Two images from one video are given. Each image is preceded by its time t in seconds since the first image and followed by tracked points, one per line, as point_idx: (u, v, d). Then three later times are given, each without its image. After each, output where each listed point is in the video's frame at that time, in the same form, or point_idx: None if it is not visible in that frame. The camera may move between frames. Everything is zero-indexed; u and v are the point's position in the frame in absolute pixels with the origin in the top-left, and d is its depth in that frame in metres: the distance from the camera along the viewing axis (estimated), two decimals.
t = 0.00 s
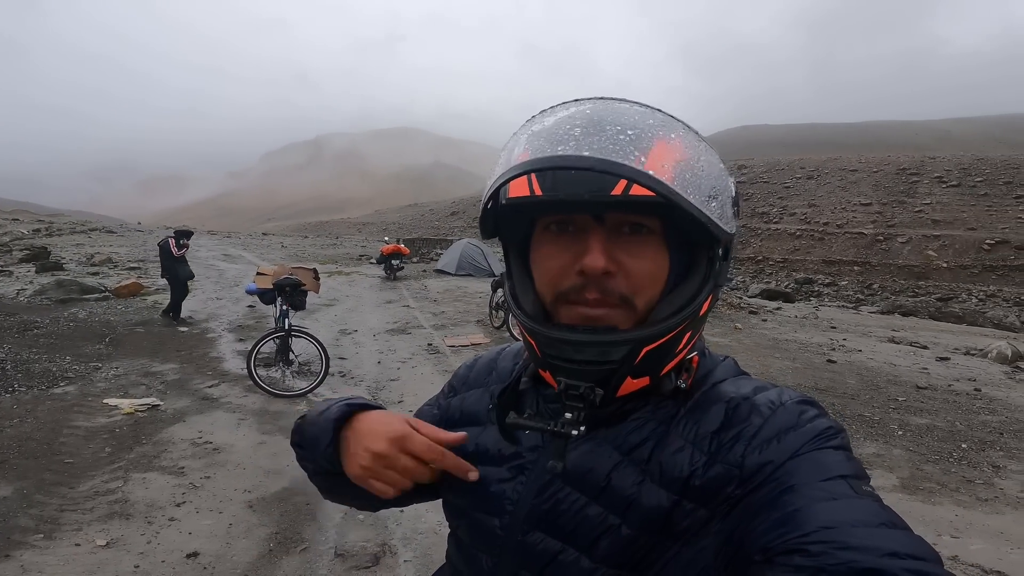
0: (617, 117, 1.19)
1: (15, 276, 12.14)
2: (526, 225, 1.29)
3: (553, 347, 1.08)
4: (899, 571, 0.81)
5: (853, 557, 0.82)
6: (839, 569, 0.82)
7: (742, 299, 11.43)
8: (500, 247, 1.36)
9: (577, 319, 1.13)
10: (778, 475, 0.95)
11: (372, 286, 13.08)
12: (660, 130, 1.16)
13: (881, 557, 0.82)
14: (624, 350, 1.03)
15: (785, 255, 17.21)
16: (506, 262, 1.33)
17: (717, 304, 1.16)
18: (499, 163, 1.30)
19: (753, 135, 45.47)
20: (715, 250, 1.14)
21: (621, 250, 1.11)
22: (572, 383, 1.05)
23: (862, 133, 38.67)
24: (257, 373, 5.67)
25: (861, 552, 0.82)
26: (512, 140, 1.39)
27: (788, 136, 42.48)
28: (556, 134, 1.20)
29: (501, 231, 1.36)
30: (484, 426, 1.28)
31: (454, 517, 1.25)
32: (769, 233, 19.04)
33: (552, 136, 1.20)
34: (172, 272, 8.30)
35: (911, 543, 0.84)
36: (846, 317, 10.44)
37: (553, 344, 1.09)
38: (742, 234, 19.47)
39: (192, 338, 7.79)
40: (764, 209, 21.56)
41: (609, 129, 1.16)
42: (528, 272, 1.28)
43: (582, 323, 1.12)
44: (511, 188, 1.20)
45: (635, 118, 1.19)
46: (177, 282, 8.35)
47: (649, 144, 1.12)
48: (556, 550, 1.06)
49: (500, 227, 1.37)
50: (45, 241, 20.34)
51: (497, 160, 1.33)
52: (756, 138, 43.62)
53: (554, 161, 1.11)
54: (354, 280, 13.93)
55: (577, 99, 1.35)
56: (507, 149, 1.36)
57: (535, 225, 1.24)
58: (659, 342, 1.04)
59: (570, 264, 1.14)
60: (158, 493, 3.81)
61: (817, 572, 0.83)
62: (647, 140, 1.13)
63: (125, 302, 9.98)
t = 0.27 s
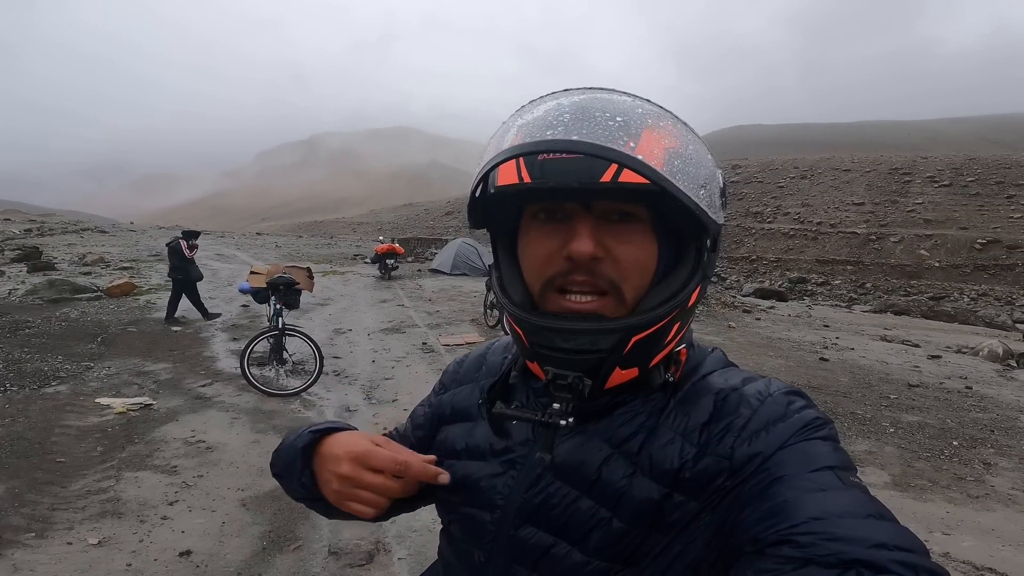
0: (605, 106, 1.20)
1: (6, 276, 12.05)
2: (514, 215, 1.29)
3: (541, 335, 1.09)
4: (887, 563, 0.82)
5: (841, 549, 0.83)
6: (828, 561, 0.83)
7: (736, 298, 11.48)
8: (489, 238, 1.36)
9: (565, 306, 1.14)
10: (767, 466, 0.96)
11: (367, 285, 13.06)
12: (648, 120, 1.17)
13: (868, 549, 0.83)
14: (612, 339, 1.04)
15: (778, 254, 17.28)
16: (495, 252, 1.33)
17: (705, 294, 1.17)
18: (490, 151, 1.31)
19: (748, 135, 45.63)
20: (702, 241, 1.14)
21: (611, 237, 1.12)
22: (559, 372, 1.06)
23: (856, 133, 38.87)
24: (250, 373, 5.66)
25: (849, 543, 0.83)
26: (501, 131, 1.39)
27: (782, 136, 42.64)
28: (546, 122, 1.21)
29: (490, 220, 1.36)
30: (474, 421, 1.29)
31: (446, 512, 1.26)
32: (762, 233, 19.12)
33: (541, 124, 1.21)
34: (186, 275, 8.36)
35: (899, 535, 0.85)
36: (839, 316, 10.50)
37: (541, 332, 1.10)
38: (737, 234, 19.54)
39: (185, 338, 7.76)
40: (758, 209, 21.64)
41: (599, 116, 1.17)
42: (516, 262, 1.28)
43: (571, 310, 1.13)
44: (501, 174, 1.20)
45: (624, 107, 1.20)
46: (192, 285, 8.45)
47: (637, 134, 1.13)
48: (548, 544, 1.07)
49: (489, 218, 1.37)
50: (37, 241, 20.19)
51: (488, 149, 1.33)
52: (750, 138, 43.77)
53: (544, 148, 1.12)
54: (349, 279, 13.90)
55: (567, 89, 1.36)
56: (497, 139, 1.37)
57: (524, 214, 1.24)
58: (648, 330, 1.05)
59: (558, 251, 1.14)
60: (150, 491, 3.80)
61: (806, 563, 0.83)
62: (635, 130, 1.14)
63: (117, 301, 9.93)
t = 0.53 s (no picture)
0: (629, 100, 1.22)
1: None
2: (522, 202, 1.29)
3: (544, 318, 1.09)
4: (894, 564, 0.83)
5: (846, 552, 0.84)
6: (833, 565, 0.83)
7: (732, 298, 11.51)
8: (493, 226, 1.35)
9: (569, 292, 1.13)
10: (769, 468, 0.97)
11: (363, 285, 13.04)
12: (670, 118, 1.20)
13: (875, 551, 0.84)
14: (614, 328, 1.04)
15: (774, 254, 17.33)
16: (497, 238, 1.32)
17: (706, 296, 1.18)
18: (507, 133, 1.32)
19: (742, 135, 45.75)
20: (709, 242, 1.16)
21: (620, 225, 1.12)
22: (558, 358, 1.06)
23: (850, 133, 39.03)
24: (246, 373, 5.65)
25: (855, 547, 0.84)
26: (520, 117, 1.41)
27: (777, 136, 42.77)
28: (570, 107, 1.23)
29: (495, 206, 1.36)
30: (473, 425, 1.29)
31: (448, 517, 1.25)
32: (758, 233, 19.18)
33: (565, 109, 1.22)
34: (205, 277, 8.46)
35: (904, 534, 0.86)
36: (834, 316, 10.55)
37: (543, 315, 1.09)
38: (732, 234, 19.59)
39: (180, 339, 7.72)
40: (754, 209, 21.70)
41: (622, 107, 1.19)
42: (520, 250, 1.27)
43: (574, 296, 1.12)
44: (516, 153, 1.21)
45: (648, 105, 1.23)
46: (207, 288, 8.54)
47: (660, 128, 1.16)
48: (550, 547, 1.06)
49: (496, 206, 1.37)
50: (29, 241, 20.05)
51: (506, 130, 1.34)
52: (745, 138, 43.89)
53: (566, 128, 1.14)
54: (345, 279, 13.87)
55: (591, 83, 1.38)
56: (517, 122, 1.38)
57: (533, 200, 1.24)
58: (652, 322, 1.05)
59: (566, 234, 1.14)
60: (146, 493, 3.78)
61: (812, 567, 0.84)
62: (657, 124, 1.16)
63: (111, 302, 9.87)
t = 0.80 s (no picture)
0: (633, 103, 1.20)
1: None
2: (527, 207, 1.27)
3: (551, 331, 1.08)
4: (909, 570, 0.81)
5: (861, 558, 0.83)
6: (848, 570, 0.82)
7: (728, 299, 11.54)
8: (498, 230, 1.34)
9: (576, 303, 1.13)
10: (780, 472, 0.95)
11: (359, 287, 13.02)
12: (676, 120, 1.18)
13: (891, 558, 0.82)
14: (624, 340, 1.03)
15: (770, 255, 17.39)
16: (502, 244, 1.31)
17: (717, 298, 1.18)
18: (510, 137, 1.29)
19: (738, 137, 45.92)
20: (719, 246, 1.14)
21: (628, 234, 1.12)
22: (566, 370, 1.06)
23: (845, 135, 39.21)
24: (243, 376, 5.63)
25: (870, 553, 0.83)
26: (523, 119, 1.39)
27: (772, 138, 42.94)
28: (574, 113, 1.21)
29: (499, 210, 1.35)
30: (481, 430, 1.28)
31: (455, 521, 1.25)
32: (754, 234, 19.24)
33: (569, 115, 1.20)
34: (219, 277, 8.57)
35: (920, 540, 0.84)
36: (830, 317, 10.58)
37: (548, 328, 1.09)
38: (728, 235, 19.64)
39: (176, 341, 7.69)
40: (749, 211, 21.77)
41: (627, 111, 1.17)
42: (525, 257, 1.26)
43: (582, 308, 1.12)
44: (520, 160, 1.19)
45: (654, 107, 1.21)
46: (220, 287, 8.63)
47: (666, 132, 1.14)
48: (558, 551, 1.06)
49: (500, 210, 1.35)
50: (23, 243, 19.96)
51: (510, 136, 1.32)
52: (740, 140, 44.04)
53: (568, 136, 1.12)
54: (341, 281, 13.86)
55: (595, 82, 1.36)
56: (519, 126, 1.36)
57: (538, 207, 1.23)
58: (661, 333, 1.04)
59: (573, 246, 1.13)
60: (142, 495, 3.76)
61: (825, 573, 0.83)
62: (662, 129, 1.14)
63: (106, 304, 9.83)
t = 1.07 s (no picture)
0: (641, 105, 1.19)
1: None
2: (527, 207, 1.25)
3: (556, 338, 1.06)
4: (896, 562, 0.81)
5: (848, 549, 0.83)
6: (835, 562, 0.83)
7: (725, 300, 11.56)
8: (494, 230, 1.31)
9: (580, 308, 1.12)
10: (769, 465, 0.96)
11: (357, 287, 13.02)
12: (683, 123, 1.18)
13: (878, 549, 0.83)
14: (631, 346, 1.03)
15: (767, 256, 17.43)
16: (496, 244, 1.29)
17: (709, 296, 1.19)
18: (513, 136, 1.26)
19: (736, 138, 46.01)
20: (717, 249, 1.16)
21: (632, 239, 1.12)
22: (572, 379, 1.04)
23: (842, 136, 39.32)
24: (239, 376, 5.62)
25: (857, 545, 0.83)
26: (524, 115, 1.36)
27: (769, 139, 43.02)
28: (580, 114, 1.19)
29: (494, 209, 1.32)
30: (474, 429, 1.29)
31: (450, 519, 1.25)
32: (750, 235, 19.27)
33: (575, 115, 1.18)
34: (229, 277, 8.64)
35: (906, 533, 0.84)
36: (826, 317, 10.60)
37: (554, 334, 1.07)
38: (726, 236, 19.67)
39: (172, 341, 7.68)
40: (747, 211, 21.81)
41: (635, 113, 1.17)
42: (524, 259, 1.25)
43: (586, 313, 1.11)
44: (525, 160, 1.16)
45: (658, 109, 1.20)
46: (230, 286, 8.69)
47: (673, 134, 1.14)
48: (553, 548, 1.06)
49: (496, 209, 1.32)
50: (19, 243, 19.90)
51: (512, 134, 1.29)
52: (737, 141, 44.13)
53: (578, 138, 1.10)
54: (339, 281, 13.85)
55: (595, 81, 1.34)
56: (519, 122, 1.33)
57: (539, 209, 1.21)
58: (667, 338, 1.04)
59: (577, 250, 1.13)
60: (137, 495, 3.75)
61: (814, 565, 0.84)
62: (672, 132, 1.14)
63: (102, 304, 9.81)
